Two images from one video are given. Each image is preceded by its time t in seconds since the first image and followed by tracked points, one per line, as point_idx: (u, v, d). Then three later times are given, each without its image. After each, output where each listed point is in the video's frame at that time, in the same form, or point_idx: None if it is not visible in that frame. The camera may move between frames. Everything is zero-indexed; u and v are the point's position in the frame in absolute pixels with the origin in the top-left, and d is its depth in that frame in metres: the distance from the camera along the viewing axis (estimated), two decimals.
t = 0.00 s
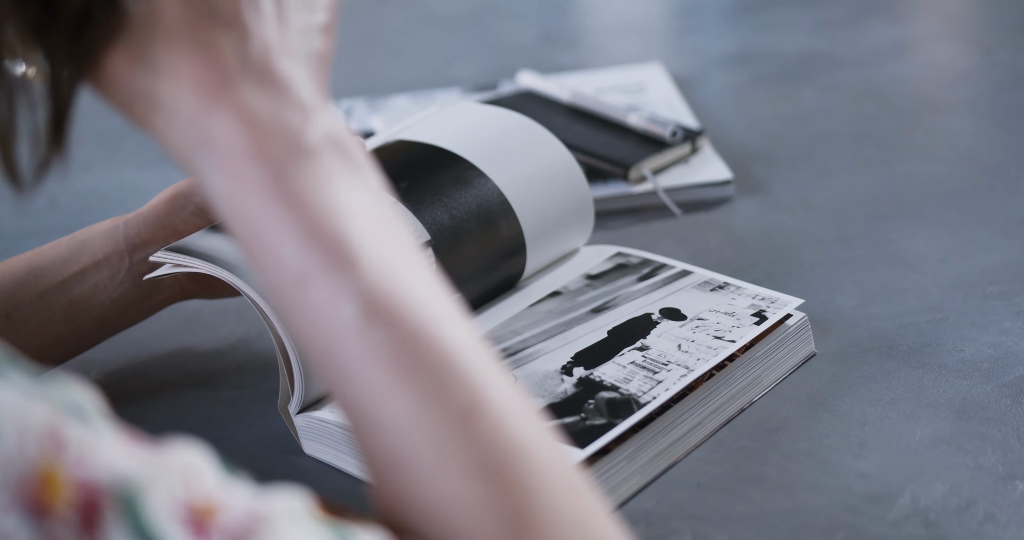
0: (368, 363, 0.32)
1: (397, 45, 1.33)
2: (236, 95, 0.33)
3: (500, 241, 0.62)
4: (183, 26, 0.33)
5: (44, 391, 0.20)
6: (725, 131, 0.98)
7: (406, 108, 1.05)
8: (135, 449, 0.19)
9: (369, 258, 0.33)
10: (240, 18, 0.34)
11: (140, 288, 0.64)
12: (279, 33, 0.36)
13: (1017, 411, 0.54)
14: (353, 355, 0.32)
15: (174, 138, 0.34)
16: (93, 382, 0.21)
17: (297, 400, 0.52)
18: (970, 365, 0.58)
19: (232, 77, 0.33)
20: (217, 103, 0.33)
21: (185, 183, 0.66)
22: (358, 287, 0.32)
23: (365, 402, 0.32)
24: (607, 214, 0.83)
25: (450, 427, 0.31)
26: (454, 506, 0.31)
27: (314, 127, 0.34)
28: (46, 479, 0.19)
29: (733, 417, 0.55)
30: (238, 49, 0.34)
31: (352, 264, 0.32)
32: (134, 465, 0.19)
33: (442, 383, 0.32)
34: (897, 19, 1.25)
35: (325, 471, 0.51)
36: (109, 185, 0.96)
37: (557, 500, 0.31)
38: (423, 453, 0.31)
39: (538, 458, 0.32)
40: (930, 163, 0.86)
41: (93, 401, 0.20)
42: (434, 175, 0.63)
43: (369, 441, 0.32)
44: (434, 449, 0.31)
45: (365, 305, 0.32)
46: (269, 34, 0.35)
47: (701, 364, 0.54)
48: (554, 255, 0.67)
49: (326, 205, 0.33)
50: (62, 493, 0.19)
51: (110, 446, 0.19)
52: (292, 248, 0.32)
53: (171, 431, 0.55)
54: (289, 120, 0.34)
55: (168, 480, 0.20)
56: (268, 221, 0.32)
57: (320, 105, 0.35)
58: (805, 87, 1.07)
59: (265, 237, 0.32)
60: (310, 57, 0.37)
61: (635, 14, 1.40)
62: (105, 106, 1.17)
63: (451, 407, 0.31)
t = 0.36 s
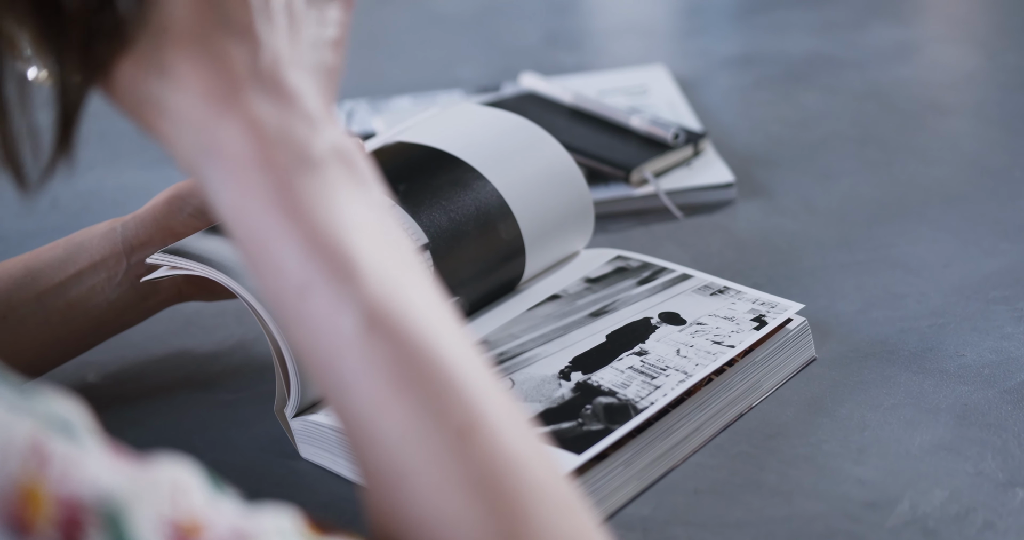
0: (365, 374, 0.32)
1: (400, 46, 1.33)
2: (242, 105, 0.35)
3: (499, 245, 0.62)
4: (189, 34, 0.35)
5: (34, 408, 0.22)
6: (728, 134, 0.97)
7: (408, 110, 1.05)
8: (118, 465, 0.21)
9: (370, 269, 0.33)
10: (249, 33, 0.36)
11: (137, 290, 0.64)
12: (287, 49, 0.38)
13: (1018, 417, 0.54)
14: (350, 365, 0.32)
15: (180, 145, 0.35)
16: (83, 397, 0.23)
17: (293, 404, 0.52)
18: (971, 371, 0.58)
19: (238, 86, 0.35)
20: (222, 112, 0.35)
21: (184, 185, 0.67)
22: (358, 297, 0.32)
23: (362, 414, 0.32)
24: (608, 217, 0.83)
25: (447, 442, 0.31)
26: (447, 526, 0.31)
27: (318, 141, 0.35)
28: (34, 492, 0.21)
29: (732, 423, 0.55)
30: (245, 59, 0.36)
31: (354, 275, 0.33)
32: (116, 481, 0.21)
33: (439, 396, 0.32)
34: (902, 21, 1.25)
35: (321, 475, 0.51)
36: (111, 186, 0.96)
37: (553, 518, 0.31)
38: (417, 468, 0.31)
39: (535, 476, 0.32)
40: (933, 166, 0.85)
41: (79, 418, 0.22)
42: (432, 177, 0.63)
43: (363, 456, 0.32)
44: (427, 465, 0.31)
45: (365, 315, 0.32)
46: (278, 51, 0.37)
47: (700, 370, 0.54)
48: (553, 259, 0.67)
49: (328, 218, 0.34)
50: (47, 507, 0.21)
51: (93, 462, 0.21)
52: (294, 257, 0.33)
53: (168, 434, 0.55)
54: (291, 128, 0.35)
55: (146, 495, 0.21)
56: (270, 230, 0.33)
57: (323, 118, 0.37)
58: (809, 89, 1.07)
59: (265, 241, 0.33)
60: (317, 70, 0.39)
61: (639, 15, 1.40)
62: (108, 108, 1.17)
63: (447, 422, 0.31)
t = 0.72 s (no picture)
0: (386, 379, 0.32)
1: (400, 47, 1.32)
2: (282, 105, 0.35)
3: (496, 248, 0.61)
4: (239, 30, 0.34)
5: (12, 422, 0.20)
6: (728, 136, 0.97)
7: (407, 111, 1.05)
8: (105, 482, 0.20)
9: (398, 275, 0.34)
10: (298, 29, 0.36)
11: (133, 293, 0.64)
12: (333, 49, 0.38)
13: (1016, 422, 0.53)
14: (372, 368, 0.33)
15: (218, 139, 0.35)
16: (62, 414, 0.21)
17: (287, 408, 0.51)
18: (970, 375, 0.58)
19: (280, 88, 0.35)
20: (264, 112, 0.35)
21: (178, 187, 0.67)
22: (385, 301, 0.33)
23: (380, 417, 0.32)
24: (607, 219, 0.83)
25: (461, 453, 0.32)
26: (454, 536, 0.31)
27: (352, 145, 0.36)
28: (10, 516, 0.19)
29: (728, 427, 0.54)
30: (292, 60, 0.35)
31: (381, 281, 0.33)
32: (106, 498, 0.20)
33: (458, 406, 0.32)
34: (904, 23, 1.25)
35: (316, 480, 0.51)
36: (109, 188, 0.96)
37: None
38: (430, 477, 0.32)
39: (548, 497, 0.32)
40: (933, 169, 0.85)
41: (65, 433, 0.20)
42: (429, 179, 0.62)
43: (376, 459, 0.32)
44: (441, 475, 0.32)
45: (391, 321, 0.33)
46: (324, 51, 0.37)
47: (696, 374, 0.53)
48: (550, 262, 0.67)
49: (357, 221, 0.34)
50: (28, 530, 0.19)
51: (82, 479, 0.20)
52: (323, 259, 0.33)
53: (162, 438, 0.55)
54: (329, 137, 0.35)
55: (135, 513, 0.20)
56: (301, 230, 0.33)
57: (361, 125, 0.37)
58: (810, 91, 1.06)
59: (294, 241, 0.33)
60: (362, 77, 0.39)
61: (640, 16, 1.40)
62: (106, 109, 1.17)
63: (463, 432, 0.32)
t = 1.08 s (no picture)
0: (450, 363, 0.32)
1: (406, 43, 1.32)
2: (377, 98, 0.35)
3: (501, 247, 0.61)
4: (348, 25, 0.35)
5: (21, 424, 0.20)
6: (736, 133, 0.97)
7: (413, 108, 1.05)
8: (113, 483, 0.20)
9: (473, 266, 0.34)
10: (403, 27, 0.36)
11: (137, 291, 0.64)
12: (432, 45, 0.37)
13: None
14: (440, 354, 0.33)
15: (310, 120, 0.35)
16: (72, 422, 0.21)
17: (291, 408, 0.51)
18: (979, 375, 0.57)
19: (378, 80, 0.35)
20: (362, 101, 0.35)
21: (182, 186, 0.67)
22: (459, 289, 0.33)
23: (440, 401, 0.32)
24: (613, 217, 0.82)
25: (518, 452, 0.31)
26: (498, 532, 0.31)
27: (437, 141, 0.35)
28: (19, 518, 0.19)
29: (735, 427, 0.54)
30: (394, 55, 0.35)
31: (454, 267, 0.33)
32: (114, 500, 0.20)
33: (521, 401, 0.32)
34: (913, 19, 1.24)
35: (321, 479, 0.51)
36: (115, 185, 0.96)
37: None
38: (483, 469, 0.31)
39: (601, 513, 0.31)
40: (943, 167, 0.85)
41: (74, 434, 0.20)
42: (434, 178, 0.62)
43: (434, 443, 0.32)
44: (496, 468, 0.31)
45: (464, 311, 0.33)
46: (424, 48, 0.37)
47: (703, 374, 0.53)
48: (556, 260, 0.66)
49: (436, 214, 0.34)
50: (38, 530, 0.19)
51: (91, 480, 0.20)
52: (402, 240, 0.33)
53: (166, 437, 0.55)
54: (418, 139, 0.35)
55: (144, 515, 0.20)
56: (383, 211, 0.34)
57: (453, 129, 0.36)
58: (818, 88, 1.06)
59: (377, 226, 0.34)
60: (461, 85, 0.38)
61: (647, 13, 1.39)
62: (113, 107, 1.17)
63: (519, 427, 0.31)
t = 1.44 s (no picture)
0: (547, 341, 0.32)
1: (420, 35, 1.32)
2: (513, 89, 0.35)
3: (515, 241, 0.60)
4: (498, 22, 0.35)
5: (59, 409, 0.20)
6: (752, 127, 0.96)
7: (427, 101, 1.04)
8: (151, 465, 0.20)
9: (583, 254, 0.33)
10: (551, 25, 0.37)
11: (151, 284, 0.65)
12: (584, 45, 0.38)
13: None
14: (541, 330, 0.32)
15: (453, 106, 0.36)
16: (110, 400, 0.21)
17: (305, 402, 0.51)
18: (997, 373, 0.56)
19: (522, 72, 0.35)
20: (500, 91, 0.35)
21: (196, 179, 0.67)
22: (566, 273, 0.32)
23: (534, 376, 0.32)
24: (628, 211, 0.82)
25: (598, 444, 0.31)
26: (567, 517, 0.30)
27: (564, 134, 0.35)
28: (62, 500, 0.19)
29: (751, 425, 0.54)
30: (547, 57, 0.36)
31: (563, 252, 0.33)
32: (152, 483, 0.20)
33: (612, 399, 0.31)
34: (932, 13, 1.23)
35: (335, 474, 0.51)
36: (129, 177, 0.96)
37: None
38: (560, 452, 0.31)
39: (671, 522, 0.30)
40: (961, 162, 0.84)
41: (110, 418, 0.20)
42: (448, 171, 0.62)
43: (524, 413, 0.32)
44: (574, 456, 0.31)
45: (566, 292, 0.32)
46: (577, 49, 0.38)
47: (719, 371, 0.53)
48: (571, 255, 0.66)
49: (551, 197, 0.33)
50: (83, 514, 0.19)
51: (128, 464, 0.20)
52: (515, 215, 0.33)
53: (181, 430, 0.55)
54: (551, 133, 0.35)
55: (186, 497, 0.20)
56: (500, 187, 0.34)
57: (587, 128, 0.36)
58: (834, 82, 1.05)
59: (493, 204, 0.34)
60: (594, 95, 0.38)
61: (662, 5, 1.38)
62: (128, 99, 1.17)
63: (603, 419, 0.31)
